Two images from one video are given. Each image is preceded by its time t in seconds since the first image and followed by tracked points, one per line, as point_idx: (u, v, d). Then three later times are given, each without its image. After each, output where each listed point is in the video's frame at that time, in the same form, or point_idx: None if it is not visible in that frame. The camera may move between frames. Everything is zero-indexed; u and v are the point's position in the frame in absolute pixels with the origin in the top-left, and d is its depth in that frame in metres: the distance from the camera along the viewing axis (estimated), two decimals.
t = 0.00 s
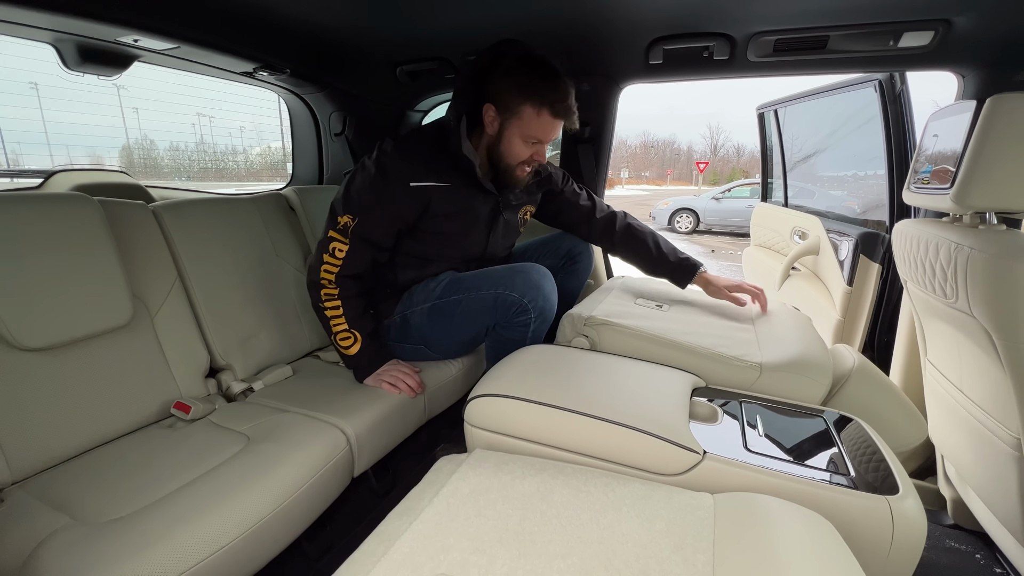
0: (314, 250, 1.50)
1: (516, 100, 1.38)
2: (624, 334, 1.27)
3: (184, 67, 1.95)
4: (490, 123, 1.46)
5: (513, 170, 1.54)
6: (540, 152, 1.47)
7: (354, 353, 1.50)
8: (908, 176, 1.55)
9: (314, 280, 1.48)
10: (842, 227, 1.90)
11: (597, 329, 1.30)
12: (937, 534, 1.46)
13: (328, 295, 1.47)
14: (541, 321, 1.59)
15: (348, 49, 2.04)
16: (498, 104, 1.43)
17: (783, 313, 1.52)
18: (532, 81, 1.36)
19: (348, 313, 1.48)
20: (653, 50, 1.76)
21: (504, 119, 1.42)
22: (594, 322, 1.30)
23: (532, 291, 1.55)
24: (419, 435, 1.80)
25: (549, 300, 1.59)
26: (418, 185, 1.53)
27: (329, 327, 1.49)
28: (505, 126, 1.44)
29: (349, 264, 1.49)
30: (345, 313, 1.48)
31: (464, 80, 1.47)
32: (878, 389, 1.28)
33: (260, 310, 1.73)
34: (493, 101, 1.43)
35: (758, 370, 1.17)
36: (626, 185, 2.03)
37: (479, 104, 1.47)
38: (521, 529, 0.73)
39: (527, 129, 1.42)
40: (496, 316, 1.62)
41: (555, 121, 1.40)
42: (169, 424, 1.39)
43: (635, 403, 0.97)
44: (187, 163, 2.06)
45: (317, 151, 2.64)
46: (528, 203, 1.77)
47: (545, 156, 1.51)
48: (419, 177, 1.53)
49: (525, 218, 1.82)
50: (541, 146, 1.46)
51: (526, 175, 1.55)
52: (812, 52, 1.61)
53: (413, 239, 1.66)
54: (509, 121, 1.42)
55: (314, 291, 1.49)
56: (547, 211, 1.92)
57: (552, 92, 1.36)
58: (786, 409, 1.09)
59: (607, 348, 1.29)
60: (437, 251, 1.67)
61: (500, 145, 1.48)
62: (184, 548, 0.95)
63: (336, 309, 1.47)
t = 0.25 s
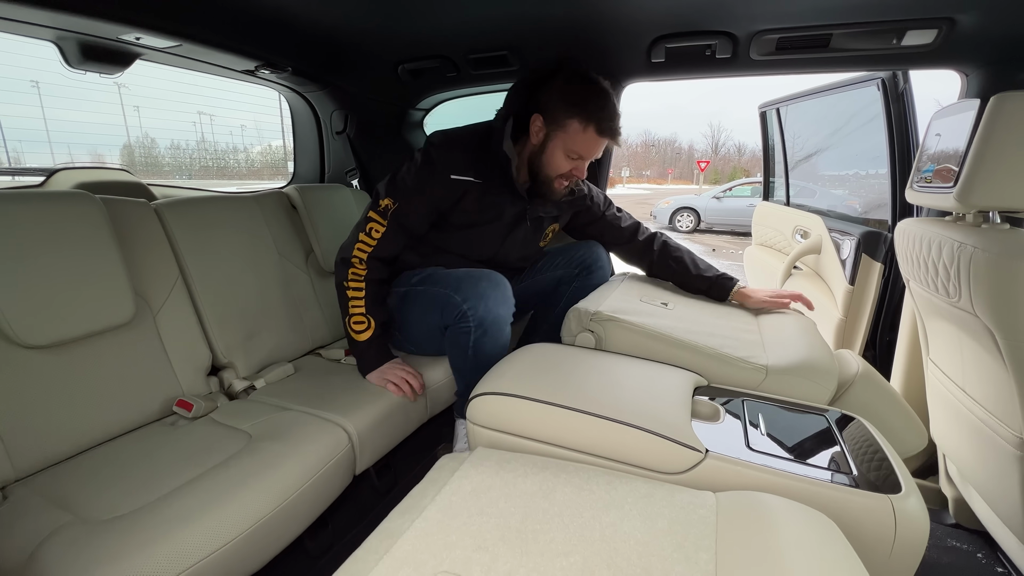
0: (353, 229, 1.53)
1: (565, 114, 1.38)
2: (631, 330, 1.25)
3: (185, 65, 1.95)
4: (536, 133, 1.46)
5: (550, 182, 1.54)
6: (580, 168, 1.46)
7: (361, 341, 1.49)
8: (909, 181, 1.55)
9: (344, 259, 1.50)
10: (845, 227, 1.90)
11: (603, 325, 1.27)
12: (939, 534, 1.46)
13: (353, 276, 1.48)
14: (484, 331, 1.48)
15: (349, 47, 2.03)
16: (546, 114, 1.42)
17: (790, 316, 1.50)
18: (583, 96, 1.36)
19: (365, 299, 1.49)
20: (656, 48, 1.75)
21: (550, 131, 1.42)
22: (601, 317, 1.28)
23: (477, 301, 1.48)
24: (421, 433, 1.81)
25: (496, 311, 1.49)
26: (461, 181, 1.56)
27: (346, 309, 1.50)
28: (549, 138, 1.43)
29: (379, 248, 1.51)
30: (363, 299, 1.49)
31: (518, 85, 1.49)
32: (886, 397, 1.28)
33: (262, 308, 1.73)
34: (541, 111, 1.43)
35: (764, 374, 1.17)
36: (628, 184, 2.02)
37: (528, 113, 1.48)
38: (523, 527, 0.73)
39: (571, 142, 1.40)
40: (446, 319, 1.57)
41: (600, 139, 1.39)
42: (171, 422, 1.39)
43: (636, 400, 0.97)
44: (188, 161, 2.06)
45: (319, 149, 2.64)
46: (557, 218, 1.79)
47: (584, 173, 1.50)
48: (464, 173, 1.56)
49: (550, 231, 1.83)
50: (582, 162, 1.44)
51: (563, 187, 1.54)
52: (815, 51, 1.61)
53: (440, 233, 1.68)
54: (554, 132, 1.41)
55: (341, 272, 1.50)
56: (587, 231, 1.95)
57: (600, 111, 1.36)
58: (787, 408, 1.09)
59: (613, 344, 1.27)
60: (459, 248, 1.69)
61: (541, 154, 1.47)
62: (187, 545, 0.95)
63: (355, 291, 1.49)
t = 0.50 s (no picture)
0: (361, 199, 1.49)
1: (573, 113, 1.38)
2: (631, 330, 1.25)
3: (185, 64, 1.94)
4: (544, 129, 1.46)
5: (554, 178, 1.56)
6: (583, 168, 1.47)
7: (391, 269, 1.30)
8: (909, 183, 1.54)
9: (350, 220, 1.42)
10: (846, 226, 1.89)
11: (602, 326, 1.27)
12: (940, 534, 1.46)
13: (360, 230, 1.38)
14: (456, 352, 1.45)
15: (350, 45, 2.03)
16: (556, 113, 1.43)
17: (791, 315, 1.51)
18: (593, 98, 1.36)
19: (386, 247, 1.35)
20: (657, 47, 1.75)
21: (558, 128, 1.42)
22: (599, 318, 1.28)
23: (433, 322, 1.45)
24: (421, 432, 1.81)
25: (465, 331, 1.44)
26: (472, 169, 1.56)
27: (362, 251, 1.36)
28: (557, 135, 1.43)
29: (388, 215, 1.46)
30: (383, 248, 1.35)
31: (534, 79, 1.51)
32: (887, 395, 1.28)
33: (262, 307, 1.73)
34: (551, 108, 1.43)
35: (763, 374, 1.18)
36: (628, 183, 2.01)
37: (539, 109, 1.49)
38: (524, 525, 0.73)
39: (577, 142, 1.41)
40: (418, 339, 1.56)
41: (606, 142, 1.39)
42: (172, 421, 1.39)
43: (636, 399, 0.97)
44: (188, 160, 2.06)
45: (319, 148, 2.64)
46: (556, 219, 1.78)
47: (587, 174, 1.50)
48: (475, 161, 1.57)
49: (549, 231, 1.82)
50: (585, 163, 1.45)
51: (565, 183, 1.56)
52: (817, 49, 1.60)
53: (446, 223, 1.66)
54: (562, 130, 1.42)
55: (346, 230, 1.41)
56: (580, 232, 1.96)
57: (610, 113, 1.36)
58: (788, 407, 1.08)
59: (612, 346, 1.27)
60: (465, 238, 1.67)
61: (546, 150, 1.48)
62: (187, 543, 0.95)
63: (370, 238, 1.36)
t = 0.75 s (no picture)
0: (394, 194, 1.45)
1: (533, 100, 1.37)
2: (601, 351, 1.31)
3: (184, 62, 1.94)
4: (506, 118, 1.45)
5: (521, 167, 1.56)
6: (547, 155, 1.47)
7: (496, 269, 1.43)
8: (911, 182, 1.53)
9: (412, 223, 1.42)
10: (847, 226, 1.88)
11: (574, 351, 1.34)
12: (940, 533, 1.46)
13: (440, 237, 1.42)
14: (410, 360, 1.52)
15: (350, 44, 2.03)
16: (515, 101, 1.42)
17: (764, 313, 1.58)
18: (553, 85, 1.34)
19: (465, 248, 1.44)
20: (657, 44, 1.74)
21: (519, 117, 1.41)
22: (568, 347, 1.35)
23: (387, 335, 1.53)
24: (421, 431, 1.80)
25: (412, 338, 1.50)
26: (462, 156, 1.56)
27: (457, 257, 1.43)
28: (518, 124, 1.43)
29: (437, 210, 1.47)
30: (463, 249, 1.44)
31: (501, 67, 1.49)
32: (848, 380, 1.25)
33: (262, 306, 1.73)
34: (510, 98, 1.42)
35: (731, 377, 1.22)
36: (628, 182, 2.02)
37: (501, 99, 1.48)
38: (523, 524, 0.73)
39: (539, 131, 1.40)
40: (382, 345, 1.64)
41: (567, 128, 1.38)
42: (171, 419, 1.39)
43: (635, 398, 0.97)
44: (189, 159, 2.06)
45: (319, 147, 2.64)
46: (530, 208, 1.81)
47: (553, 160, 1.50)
48: (464, 148, 1.56)
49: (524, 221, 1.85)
50: (547, 150, 1.45)
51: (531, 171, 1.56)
52: (818, 47, 1.60)
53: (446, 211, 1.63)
54: (523, 120, 1.41)
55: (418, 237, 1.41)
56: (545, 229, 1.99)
57: (570, 100, 1.34)
58: (788, 407, 1.08)
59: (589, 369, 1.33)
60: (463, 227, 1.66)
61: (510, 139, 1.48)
62: (185, 542, 0.95)
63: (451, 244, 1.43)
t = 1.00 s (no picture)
0: (401, 236, 1.45)
1: (505, 92, 1.35)
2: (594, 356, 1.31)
3: (185, 61, 1.94)
4: (479, 110, 1.44)
5: (499, 158, 1.55)
6: (522, 142, 1.46)
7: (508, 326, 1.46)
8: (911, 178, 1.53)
9: (427, 267, 1.43)
10: (847, 226, 1.88)
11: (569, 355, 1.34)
12: (940, 533, 1.46)
13: (457, 283, 1.45)
14: (380, 370, 1.51)
15: (350, 43, 2.03)
16: (487, 93, 1.40)
17: (754, 313, 1.57)
18: (521, 73, 1.32)
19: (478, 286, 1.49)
20: (657, 44, 1.74)
21: (491, 108, 1.40)
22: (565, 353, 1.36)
23: (354, 345, 1.56)
24: (421, 431, 1.80)
25: (379, 348, 1.50)
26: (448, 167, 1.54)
27: (470, 312, 1.46)
28: (492, 115, 1.41)
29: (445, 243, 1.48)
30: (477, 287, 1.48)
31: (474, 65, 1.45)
32: (843, 380, 1.24)
33: (261, 305, 1.73)
34: (479, 88, 1.40)
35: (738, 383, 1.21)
36: (628, 182, 2.03)
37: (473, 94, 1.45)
38: (521, 524, 0.73)
39: (514, 119, 1.39)
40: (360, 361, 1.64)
41: (541, 115, 1.38)
42: (171, 418, 1.39)
43: (634, 397, 0.97)
44: (190, 159, 2.06)
45: (320, 147, 2.64)
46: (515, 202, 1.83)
47: (530, 146, 1.50)
48: (447, 158, 1.54)
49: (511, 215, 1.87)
50: (523, 137, 1.44)
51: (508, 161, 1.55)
52: (818, 47, 1.60)
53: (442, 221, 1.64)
54: (495, 110, 1.39)
55: (435, 283, 1.44)
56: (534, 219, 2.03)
57: (542, 88, 1.33)
58: (786, 407, 1.08)
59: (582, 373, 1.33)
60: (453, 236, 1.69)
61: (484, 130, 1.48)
62: (184, 541, 0.95)
63: (468, 289, 1.46)
